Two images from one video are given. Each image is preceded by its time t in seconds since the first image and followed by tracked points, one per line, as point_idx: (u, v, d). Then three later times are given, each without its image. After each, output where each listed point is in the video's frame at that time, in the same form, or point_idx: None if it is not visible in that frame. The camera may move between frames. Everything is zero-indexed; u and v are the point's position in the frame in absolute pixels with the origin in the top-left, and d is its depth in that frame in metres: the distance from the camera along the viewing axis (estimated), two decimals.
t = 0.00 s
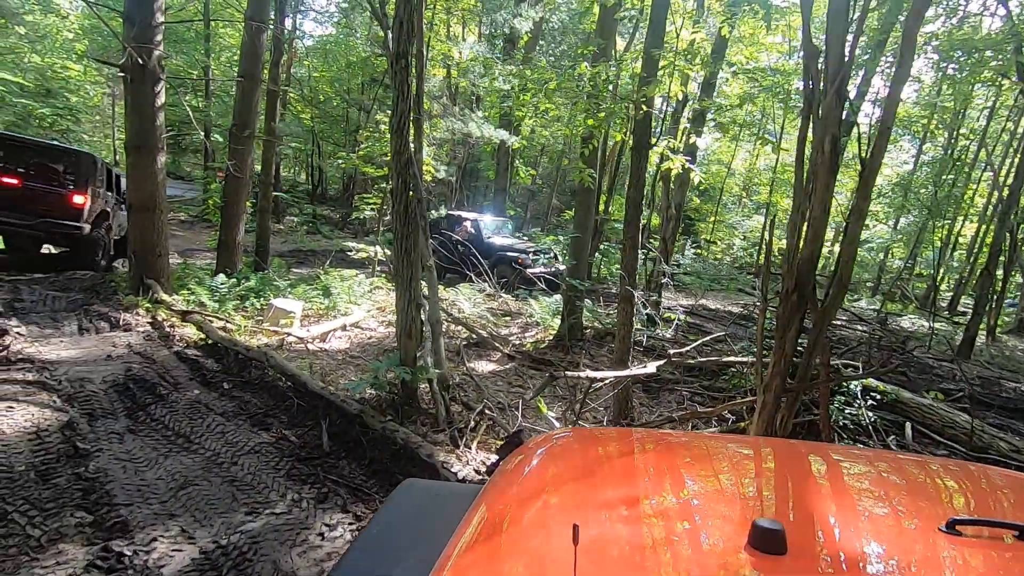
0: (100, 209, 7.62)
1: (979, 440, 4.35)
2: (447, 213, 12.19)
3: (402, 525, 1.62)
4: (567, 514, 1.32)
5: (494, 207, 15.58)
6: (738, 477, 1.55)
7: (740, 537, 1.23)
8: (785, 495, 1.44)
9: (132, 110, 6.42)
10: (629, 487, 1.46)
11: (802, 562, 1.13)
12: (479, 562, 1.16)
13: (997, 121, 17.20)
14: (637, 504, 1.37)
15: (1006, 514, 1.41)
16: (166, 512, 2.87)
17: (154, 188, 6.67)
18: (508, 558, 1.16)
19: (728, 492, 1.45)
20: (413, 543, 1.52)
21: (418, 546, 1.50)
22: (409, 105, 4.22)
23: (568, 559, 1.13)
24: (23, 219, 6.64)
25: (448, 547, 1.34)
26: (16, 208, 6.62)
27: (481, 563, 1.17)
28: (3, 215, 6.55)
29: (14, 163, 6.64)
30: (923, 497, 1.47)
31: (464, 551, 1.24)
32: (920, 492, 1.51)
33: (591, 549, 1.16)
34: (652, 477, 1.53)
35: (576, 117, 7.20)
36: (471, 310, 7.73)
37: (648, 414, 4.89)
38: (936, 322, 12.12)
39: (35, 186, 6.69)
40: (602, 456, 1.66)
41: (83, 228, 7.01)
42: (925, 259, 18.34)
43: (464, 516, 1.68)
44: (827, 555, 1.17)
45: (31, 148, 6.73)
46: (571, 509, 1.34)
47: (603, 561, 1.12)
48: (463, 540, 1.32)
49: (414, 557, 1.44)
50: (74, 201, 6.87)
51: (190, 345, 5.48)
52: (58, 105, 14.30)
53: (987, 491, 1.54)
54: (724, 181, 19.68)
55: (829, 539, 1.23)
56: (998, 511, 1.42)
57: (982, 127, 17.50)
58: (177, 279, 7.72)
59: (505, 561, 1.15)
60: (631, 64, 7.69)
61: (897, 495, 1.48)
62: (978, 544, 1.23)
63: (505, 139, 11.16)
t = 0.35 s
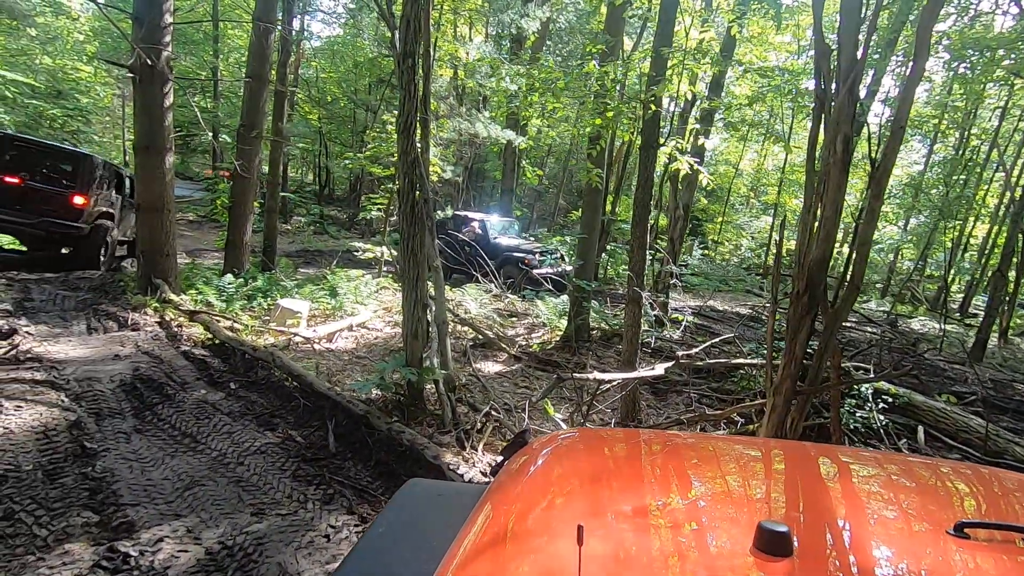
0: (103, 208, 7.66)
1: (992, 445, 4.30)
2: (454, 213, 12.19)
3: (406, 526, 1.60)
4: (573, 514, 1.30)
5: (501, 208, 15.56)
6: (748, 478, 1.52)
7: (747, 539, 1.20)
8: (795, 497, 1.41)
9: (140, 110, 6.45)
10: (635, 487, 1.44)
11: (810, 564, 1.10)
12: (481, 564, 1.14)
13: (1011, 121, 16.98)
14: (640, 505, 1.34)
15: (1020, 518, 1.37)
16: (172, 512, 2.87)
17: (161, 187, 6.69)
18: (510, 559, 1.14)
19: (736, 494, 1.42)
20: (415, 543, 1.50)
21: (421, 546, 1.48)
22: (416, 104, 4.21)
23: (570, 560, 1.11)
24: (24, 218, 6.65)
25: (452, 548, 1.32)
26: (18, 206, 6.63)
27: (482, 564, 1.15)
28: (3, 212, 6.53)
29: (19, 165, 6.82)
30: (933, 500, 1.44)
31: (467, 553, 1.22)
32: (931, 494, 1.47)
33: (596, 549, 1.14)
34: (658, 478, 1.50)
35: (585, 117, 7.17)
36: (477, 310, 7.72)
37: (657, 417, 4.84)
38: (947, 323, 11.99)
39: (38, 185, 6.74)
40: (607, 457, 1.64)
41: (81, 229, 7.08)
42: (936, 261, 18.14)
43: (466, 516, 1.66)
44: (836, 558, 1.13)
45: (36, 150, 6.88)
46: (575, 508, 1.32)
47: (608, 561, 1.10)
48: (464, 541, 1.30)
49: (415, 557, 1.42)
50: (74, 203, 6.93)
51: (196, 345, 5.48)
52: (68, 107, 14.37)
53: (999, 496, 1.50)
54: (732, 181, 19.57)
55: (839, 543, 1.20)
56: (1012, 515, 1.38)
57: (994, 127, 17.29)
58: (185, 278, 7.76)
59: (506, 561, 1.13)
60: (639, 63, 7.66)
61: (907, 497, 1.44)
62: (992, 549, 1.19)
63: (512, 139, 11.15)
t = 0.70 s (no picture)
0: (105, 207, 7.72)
1: (999, 447, 4.28)
2: (458, 213, 12.21)
3: (412, 525, 1.60)
4: (580, 514, 1.30)
5: (505, 208, 15.58)
6: (754, 478, 1.52)
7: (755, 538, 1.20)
8: (801, 496, 1.41)
9: (147, 110, 6.47)
10: (641, 487, 1.44)
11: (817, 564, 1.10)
12: (488, 563, 1.15)
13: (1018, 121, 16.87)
14: (646, 504, 1.35)
15: None
16: (179, 510, 2.89)
17: (167, 187, 6.72)
18: (515, 560, 1.14)
19: (743, 493, 1.42)
20: (421, 543, 1.50)
21: (427, 545, 1.49)
22: (421, 103, 4.23)
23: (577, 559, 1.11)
24: (29, 220, 6.77)
25: (459, 547, 1.33)
26: (21, 209, 6.76)
27: (489, 564, 1.16)
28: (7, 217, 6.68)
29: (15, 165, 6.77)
30: (941, 499, 1.43)
31: (474, 553, 1.23)
32: (939, 494, 1.46)
33: (602, 549, 1.14)
34: (664, 477, 1.50)
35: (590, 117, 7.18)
36: (481, 310, 7.73)
37: (661, 418, 4.84)
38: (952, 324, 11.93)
39: (40, 187, 6.82)
40: (613, 456, 1.64)
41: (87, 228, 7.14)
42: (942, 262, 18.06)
43: (471, 515, 1.66)
44: (843, 558, 1.13)
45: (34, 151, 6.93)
46: (582, 507, 1.33)
47: (615, 561, 1.11)
48: (471, 542, 1.30)
49: (422, 556, 1.42)
50: (77, 203, 6.99)
51: (202, 344, 5.51)
52: (75, 107, 14.48)
53: (1006, 495, 1.49)
54: (737, 181, 19.52)
55: (846, 542, 1.19)
56: (1020, 515, 1.38)
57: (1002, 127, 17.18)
58: (191, 278, 7.81)
59: (514, 560, 1.14)
60: (643, 63, 7.66)
61: (914, 497, 1.43)
62: (1001, 549, 1.19)
63: (516, 139, 11.15)
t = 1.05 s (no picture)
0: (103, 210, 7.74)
1: (1004, 448, 4.26)
2: (461, 214, 12.21)
3: (413, 526, 1.60)
4: (582, 514, 1.30)
5: (507, 208, 15.58)
6: (757, 478, 1.51)
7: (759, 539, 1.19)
8: (805, 497, 1.40)
9: (150, 110, 6.49)
10: (644, 488, 1.43)
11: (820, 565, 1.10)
12: (489, 563, 1.15)
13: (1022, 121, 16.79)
14: (649, 505, 1.34)
15: None
16: (180, 510, 2.89)
17: (170, 187, 6.73)
18: (518, 560, 1.14)
19: (746, 494, 1.41)
20: (423, 543, 1.50)
21: (429, 546, 1.49)
22: (423, 103, 4.23)
23: (578, 560, 1.11)
24: (27, 227, 6.85)
25: (460, 548, 1.32)
26: (19, 217, 6.85)
27: (491, 564, 1.16)
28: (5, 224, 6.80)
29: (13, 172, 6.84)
30: (944, 501, 1.43)
31: (476, 553, 1.23)
32: (943, 495, 1.45)
33: (604, 550, 1.14)
34: (667, 478, 1.50)
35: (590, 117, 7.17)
36: (483, 310, 7.73)
37: (663, 419, 4.83)
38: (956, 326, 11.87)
39: (36, 195, 6.88)
40: (615, 456, 1.64)
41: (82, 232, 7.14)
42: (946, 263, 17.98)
43: (473, 515, 1.66)
44: (846, 558, 1.13)
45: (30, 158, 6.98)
46: (585, 508, 1.33)
47: (616, 562, 1.10)
48: (473, 542, 1.30)
49: (424, 557, 1.42)
50: (71, 207, 6.98)
51: (204, 343, 5.52)
52: (79, 106, 14.55)
53: (1011, 497, 1.48)
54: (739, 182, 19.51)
55: (851, 543, 1.19)
56: None
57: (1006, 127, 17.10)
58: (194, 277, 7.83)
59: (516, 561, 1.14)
60: (646, 63, 7.64)
61: (917, 498, 1.43)
62: (1006, 551, 1.18)
63: (518, 139, 11.15)
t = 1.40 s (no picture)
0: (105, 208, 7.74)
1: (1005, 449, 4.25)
2: (462, 214, 12.21)
3: (413, 526, 1.59)
4: (582, 514, 1.29)
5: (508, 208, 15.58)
6: (757, 479, 1.51)
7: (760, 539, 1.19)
8: (806, 497, 1.40)
9: (151, 110, 6.48)
10: (645, 488, 1.43)
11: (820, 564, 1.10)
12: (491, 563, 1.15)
13: None
14: (649, 505, 1.34)
15: None
16: (182, 509, 2.89)
17: (171, 187, 6.74)
18: (519, 558, 1.15)
19: (747, 494, 1.41)
20: (425, 542, 1.50)
21: (431, 546, 1.49)
22: (424, 102, 4.22)
23: (578, 559, 1.11)
24: (33, 226, 6.86)
25: (461, 548, 1.32)
26: (24, 215, 6.85)
27: (492, 564, 1.16)
28: (10, 223, 6.79)
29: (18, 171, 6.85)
30: (946, 501, 1.42)
31: (477, 552, 1.23)
32: (944, 496, 1.45)
33: (603, 549, 1.14)
34: (668, 478, 1.50)
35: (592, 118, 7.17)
36: (484, 310, 7.73)
37: (664, 419, 4.83)
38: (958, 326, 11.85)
39: (42, 194, 6.90)
40: (616, 457, 1.64)
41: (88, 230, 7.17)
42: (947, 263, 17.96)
43: (473, 514, 1.66)
44: (846, 558, 1.13)
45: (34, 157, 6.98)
46: (585, 508, 1.32)
47: (616, 561, 1.10)
48: (474, 542, 1.30)
49: (425, 556, 1.42)
50: (77, 205, 7.01)
51: (206, 343, 5.53)
52: (80, 106, 14.55)
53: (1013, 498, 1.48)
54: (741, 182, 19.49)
55: (853, 543, 1.19)
56: None
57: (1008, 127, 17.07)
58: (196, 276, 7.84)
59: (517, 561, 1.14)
60: (647, 62, 7.63)
61: (919, 499, 1.43)
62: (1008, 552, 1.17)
63: (519, 139, 11.14)
